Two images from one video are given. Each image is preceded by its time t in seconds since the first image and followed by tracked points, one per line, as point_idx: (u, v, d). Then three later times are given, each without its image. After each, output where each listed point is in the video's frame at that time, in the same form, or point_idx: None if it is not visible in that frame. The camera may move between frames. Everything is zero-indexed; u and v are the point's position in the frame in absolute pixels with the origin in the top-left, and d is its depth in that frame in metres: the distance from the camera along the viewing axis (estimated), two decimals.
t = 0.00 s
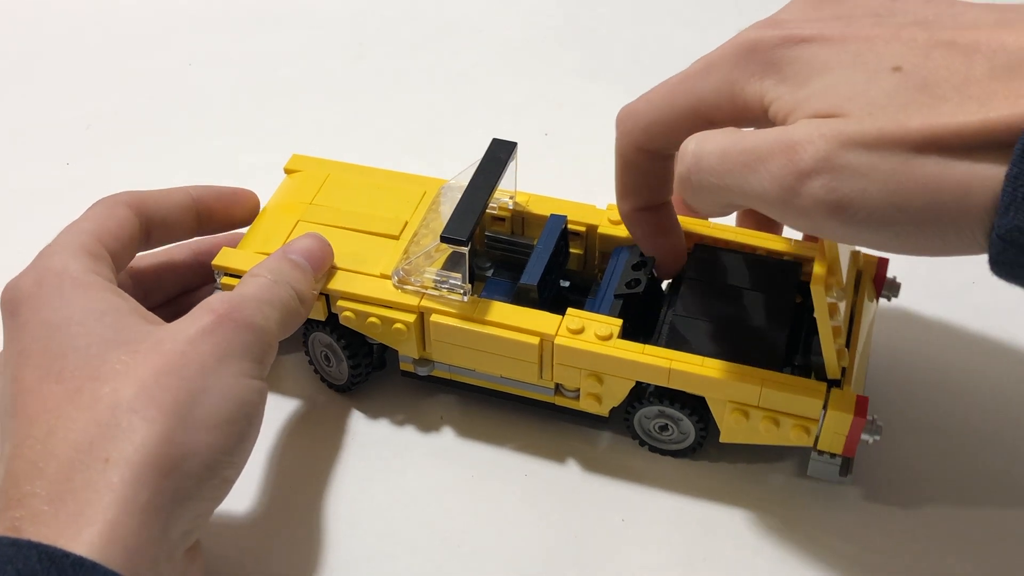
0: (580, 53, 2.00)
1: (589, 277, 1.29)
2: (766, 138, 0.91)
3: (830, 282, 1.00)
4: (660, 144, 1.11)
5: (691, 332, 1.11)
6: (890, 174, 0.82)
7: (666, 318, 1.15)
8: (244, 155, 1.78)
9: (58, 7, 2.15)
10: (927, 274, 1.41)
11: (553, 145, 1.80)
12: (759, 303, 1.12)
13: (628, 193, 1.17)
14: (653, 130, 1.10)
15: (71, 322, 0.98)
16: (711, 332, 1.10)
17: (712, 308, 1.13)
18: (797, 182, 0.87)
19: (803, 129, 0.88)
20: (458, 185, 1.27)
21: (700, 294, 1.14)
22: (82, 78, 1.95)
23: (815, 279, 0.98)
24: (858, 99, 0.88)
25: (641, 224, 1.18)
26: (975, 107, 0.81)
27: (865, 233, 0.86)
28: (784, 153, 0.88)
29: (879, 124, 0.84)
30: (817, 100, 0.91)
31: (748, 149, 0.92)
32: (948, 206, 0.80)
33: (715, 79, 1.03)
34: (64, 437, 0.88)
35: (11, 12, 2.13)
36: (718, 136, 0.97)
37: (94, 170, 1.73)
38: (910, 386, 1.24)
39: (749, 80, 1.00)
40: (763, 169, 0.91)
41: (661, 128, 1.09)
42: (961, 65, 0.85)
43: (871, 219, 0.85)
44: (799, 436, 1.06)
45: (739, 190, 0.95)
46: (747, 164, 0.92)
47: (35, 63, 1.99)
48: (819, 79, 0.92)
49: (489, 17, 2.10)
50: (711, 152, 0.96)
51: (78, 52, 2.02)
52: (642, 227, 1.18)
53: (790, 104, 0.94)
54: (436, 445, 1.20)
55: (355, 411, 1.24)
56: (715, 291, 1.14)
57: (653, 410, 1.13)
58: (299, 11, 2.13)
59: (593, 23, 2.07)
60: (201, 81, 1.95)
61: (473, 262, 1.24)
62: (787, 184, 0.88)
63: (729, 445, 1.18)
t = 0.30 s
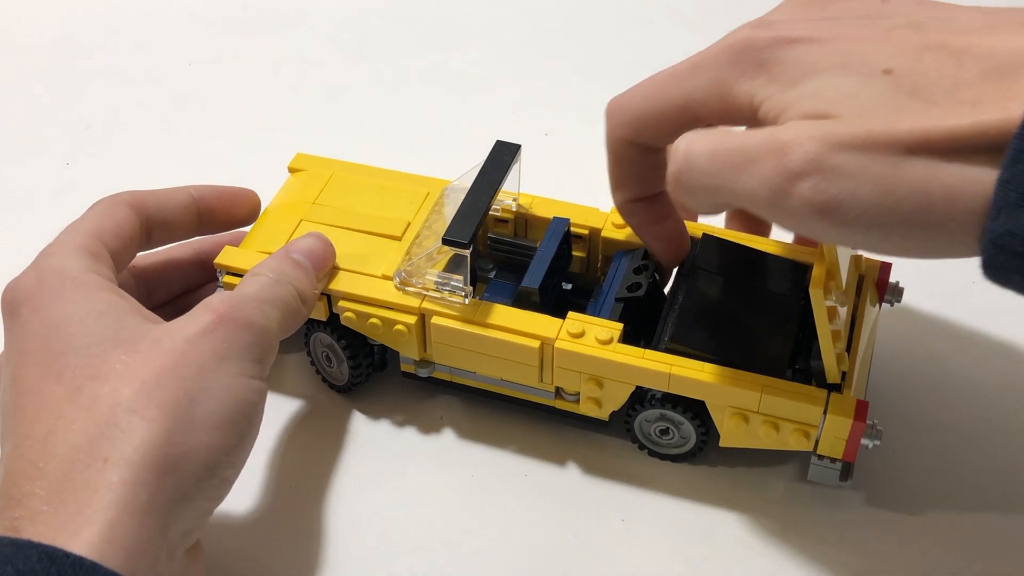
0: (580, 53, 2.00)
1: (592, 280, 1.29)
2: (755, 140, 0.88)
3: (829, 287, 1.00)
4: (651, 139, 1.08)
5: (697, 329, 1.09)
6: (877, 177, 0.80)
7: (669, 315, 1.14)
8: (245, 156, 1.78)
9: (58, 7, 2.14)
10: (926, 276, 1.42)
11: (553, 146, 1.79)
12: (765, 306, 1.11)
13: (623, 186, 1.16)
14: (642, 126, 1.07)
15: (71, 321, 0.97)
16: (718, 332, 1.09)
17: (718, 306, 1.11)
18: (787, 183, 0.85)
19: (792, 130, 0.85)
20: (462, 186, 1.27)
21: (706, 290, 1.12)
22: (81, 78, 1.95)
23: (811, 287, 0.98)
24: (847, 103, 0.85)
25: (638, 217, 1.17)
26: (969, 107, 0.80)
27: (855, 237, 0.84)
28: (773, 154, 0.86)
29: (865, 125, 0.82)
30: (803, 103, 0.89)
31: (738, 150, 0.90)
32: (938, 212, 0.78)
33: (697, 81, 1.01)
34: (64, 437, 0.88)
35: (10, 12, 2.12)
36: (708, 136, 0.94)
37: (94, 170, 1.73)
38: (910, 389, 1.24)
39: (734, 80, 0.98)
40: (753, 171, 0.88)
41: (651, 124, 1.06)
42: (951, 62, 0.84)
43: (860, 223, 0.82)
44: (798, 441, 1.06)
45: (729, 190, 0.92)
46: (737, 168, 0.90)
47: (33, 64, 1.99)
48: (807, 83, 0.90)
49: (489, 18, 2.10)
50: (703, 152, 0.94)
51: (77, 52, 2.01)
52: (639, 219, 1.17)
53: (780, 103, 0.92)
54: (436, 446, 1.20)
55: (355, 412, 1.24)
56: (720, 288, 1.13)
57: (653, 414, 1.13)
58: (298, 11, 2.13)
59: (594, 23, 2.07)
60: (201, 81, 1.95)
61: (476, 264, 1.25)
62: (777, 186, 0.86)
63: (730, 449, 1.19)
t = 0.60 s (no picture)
0: (580, 53, 2.00)
1: (590, 280, 1.30)
2: (817, 92, 0.86)
3: (827, 285, 1.00)
4: (696, 124, 1.09)
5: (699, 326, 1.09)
6: (942, 132, 0.78)
7: (670, 311, 1.14)
8: (244, 155, 1.78)
9: (57, 7, 2.14)
10: (926, 275, 1.42)
11: (553, 146, 1.80)
12: (767, 302, 1.12)
13: (657, 171, 1.15)
14: (689, 107, 1.07)
15: (77, 319, 0.98)
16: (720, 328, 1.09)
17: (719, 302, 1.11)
18: (848, 135, 0.83)
19: (857, 82, 0.83)
20: (460, 186, 1.27)
21: (707, 286, 1.13)
22: (81, 78, 1.95)
23: (811, 287, 0.98)
24: (914, 59, 0.85)
25: (662, 209, 1.16)
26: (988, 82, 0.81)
27: (909, 199, 0.82)
28: (835, 105, 0.84)
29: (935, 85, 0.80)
30: (867, 61, 0.88)
31: (801, 100, 0.87)
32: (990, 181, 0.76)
33: (747, 49, 1.01)
34: (67, 437, 0.88)
35: (10, 12, 2.12)
36: (770, 88, 0.92)
37: (93, 170, 1.73)
38: (909, 389, 1.24)
39: (795, 42, 0.97)
40: (813, 121, 0.86)
41: (698, 105, 1.07)
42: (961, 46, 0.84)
43: (918, 181, 0.80)
44: (797, 439, 1.06)
45: (785, 141, 0.89)
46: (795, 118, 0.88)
47: (33, 63, 1.99)
48: (875, 41, 0.89)
49: (489, 18, 2.10)
50: (762, 104, 0.91)
51: (77, 52, 2.01)
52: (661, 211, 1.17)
53: (843, 62, 0.91)
54: (436, 446, 1.20)
55: (355, 411, 1.24)
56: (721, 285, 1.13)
57: (652, 413, 1.13)
58: (299, 11, 2.13)
59: (594, 23, 2.07)
60: (200, 81, 1.95)
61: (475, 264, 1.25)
62: (836, 136, 0.84)
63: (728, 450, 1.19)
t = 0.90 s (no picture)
0: (580, 53, 2.00)
1: (591, 280, 1.30)
2: (783, 87, 0.88)
3: (828, 285, 0.99)
4: (685, 134, 1.13)
5: (695, 324, 1.09)
6: (904, 120, 0.79)
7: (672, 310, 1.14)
8: (245, 155, 1.78)
9: (57, 7, 2.14)
10: (927, 275, 1.42)
11: (554, 146, 1.79)
12: (768, 301, 1.12)
13: (652, 182, 1.17)
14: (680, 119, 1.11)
15: (102, 315, 0.98)
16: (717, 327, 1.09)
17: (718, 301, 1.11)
18: (813, 129, 0.84)
19: (820, 76, 0.84)
20: (460, 186, 1.27)
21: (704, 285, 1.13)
22: (82, 78, 1.95)
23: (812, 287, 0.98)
24: (880, 47, 0.85)
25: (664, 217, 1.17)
26: (988, 54, 0.80)
27: (875, 188, 0.83)
28: (800, 100, 0.85)
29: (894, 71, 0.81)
30: (833, 54, 0.89)
31: (767, 97, 0.89)
32: (955, 163, 0.77)
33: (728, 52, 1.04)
34: (83, 435, 0.87)
35: (11, 11, 2.12)
36: (741, 88, 0.93)
37: (94, 170, 1.73)
38: (908, 389, 1.24)
39: (769, 41, 0.99)
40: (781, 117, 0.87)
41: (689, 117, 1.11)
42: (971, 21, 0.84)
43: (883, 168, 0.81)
44: (797, 439, 1.06)
45: (756, 139, 0.91)
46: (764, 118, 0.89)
47: (33, 63, 1.99)
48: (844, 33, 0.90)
49: (488, 18, 2.10)
50: (732, 103, 0.92)
51: (78, 52, 2.02)
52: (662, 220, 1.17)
53: (810, 58, 0.92)
54: (436, 446, 1.20)
55: (356, 412, 1.24)
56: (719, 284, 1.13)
57: (652, 413, 1.13)
58: (298, 11, 2.13)
59: (593, 23, 2.07)
60: (201, 81, 1.95)
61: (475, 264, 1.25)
62: (802, 130, 0.85)
63: (728, 450, 1.19)
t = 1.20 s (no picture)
0: (580, 53, 2.00)
1: (592, 280, 1.29)
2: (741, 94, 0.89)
3: (828, 288, 0.99)
4: (652, 129, 1.13)
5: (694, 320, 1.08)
6: (861, 121, 0.80)
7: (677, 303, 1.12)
8: (245, 155, 1.78)
9: (57, 7, 2.14)
10: (928, 275, 1.41)
11: (554, 146, 1.79)
12: (771, 301, 1.11)
13: (630, 175, 1.18)
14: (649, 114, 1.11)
15: (92, 313, 0.98)
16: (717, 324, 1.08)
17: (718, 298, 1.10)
18: (772, 131, 0.85)
19: (779, 80, 0.86)
20: (460, 186, 1.27)
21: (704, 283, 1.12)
22: (82, 78, 1.95)
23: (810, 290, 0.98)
24: (837, 51, 0.86)
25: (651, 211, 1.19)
26: (956, 53, 0.80)
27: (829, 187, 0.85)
28: (759, 104, 0.87)
29: (850, 75, 0.82)
30: (794, 58, 0.90)
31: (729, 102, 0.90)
32: (913, 164, 0.79)
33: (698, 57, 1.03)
34: (76, 432, 0.88)
35: (12, 11, 2.12)
36: (704, 93, 0.95)
37: (94, 170, 1.73)
38: (909, 391, 1.24)
39: (731, 50, 0.99)
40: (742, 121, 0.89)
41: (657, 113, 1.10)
42: (948, 20, 0.84)
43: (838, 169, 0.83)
44: (797, 442, 1.06)
45: (719, 144, 0.92)
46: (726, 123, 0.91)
47: (34, 63, 1.99)
48: (804, 36, 0.91)
49: (489, 17, 2.10)
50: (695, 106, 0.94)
51: (78, 52, 2.02)
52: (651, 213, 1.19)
53: (770, 64, 0.92)
54: (435, 446, 1.20)
55: (355, 411, 1.24)
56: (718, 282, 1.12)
57: (652, 415, 1.12)
58: (298, 11, 2.13)
59: (594, 22, 2.07)
60: (201, 81, 1.95)
61: (475, 264, 1.25)
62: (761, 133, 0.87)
63: (729, 451, 1.19)
